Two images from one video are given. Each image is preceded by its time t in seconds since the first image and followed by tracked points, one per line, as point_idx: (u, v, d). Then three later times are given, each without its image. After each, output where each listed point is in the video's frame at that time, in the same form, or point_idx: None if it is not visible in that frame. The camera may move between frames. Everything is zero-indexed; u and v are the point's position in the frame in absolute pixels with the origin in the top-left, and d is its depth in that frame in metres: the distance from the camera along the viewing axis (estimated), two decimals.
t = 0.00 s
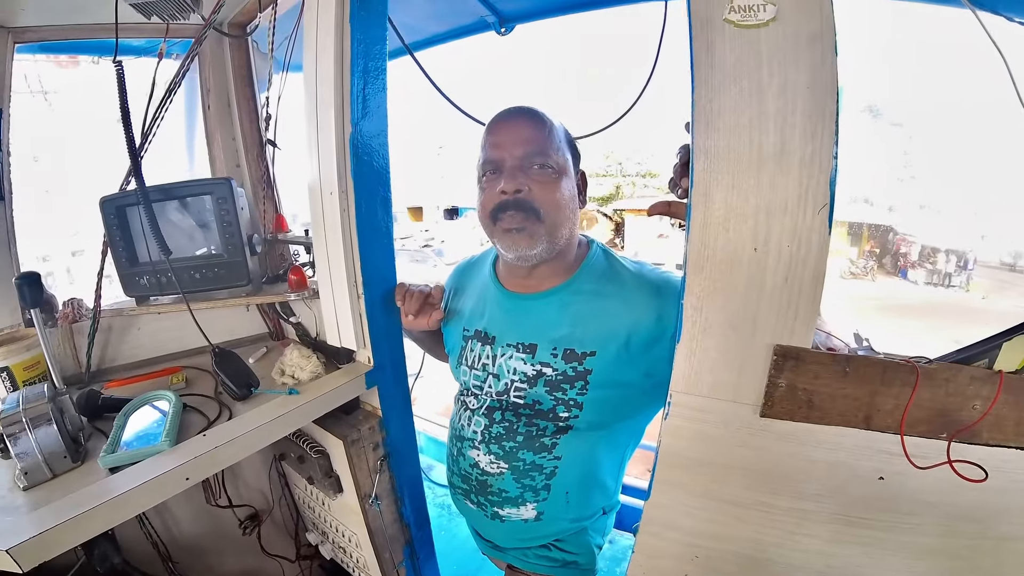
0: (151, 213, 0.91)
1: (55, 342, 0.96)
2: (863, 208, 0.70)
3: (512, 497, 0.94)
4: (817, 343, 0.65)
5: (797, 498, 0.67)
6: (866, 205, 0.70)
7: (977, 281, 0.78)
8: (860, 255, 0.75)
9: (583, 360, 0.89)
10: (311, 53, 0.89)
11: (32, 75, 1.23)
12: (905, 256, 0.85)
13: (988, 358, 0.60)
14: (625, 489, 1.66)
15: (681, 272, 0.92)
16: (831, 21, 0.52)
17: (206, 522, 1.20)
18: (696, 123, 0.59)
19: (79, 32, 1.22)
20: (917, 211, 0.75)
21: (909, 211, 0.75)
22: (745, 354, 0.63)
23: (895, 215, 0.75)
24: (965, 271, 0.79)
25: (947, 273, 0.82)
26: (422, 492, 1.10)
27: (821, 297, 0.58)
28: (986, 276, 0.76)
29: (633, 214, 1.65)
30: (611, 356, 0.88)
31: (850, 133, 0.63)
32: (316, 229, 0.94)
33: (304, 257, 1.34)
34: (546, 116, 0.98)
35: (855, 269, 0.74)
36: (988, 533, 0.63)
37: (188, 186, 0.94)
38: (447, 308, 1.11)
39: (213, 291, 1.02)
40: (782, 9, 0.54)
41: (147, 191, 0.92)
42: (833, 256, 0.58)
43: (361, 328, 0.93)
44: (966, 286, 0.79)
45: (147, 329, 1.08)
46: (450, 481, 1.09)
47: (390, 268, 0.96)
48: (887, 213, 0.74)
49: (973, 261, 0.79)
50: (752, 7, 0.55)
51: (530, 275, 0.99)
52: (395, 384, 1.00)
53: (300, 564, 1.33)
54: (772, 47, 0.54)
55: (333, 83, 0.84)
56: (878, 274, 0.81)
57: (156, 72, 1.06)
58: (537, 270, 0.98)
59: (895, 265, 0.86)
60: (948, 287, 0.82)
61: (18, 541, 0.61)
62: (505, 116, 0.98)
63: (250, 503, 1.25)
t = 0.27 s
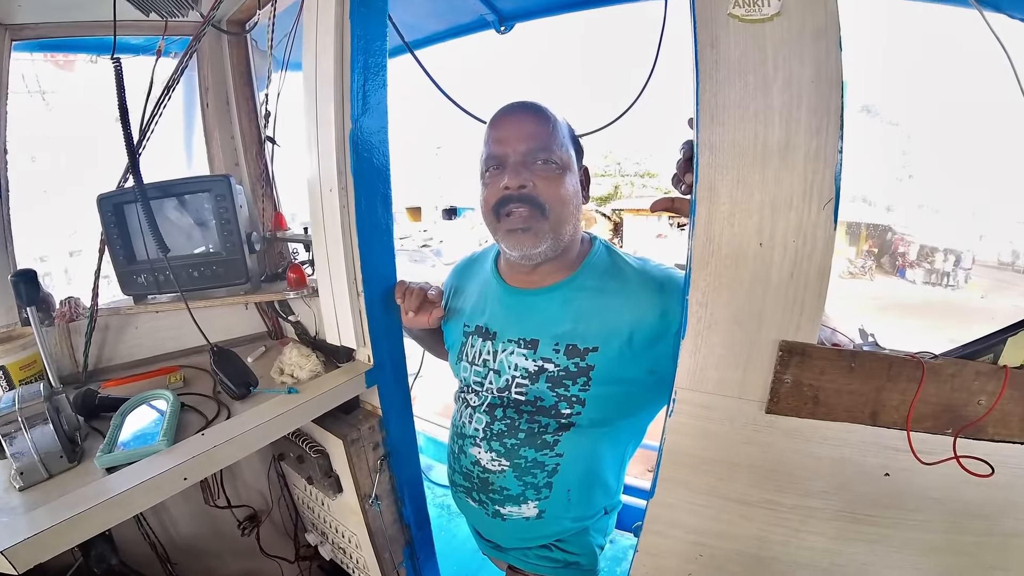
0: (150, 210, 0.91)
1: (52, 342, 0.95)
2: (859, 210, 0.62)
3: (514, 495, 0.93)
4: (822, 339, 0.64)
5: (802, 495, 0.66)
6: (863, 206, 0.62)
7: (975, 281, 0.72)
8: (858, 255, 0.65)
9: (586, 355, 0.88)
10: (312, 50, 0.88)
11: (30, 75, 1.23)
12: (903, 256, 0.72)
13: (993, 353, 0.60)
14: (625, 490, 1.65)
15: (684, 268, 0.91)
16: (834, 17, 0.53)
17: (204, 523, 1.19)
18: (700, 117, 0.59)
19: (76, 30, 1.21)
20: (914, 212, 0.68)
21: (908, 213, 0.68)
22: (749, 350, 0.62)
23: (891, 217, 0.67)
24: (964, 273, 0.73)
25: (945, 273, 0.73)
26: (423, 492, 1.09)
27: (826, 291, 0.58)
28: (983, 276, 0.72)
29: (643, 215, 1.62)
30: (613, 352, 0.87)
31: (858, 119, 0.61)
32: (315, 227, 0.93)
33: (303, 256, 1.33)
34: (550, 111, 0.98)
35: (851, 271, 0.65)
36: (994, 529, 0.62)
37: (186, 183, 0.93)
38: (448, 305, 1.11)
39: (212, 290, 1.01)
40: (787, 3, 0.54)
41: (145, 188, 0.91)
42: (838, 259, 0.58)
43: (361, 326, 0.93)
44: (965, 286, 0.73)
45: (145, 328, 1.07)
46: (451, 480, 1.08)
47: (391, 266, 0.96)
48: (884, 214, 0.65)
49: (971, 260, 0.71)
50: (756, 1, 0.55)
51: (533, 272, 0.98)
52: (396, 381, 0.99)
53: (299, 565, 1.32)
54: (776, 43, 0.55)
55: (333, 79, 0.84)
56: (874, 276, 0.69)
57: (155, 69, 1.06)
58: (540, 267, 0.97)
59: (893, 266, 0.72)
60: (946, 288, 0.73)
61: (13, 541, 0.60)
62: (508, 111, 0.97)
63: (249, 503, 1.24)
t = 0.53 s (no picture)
0: (151, 209, 0.91)
1: (52, 340, 0.95)
2: (860, 211, 0.62)
3: (517, 493, 0.93)
4: (825, 337, 0.64)
5: (804, 492, 0.67)
6: (863, 206, 0.62)
7: (974, 280, 0.75)
8: (859, 254, 0.66)
9: (589, 354, 0.88)
10: (314, 49, 0.88)
11: (29, 74, 1.21)
12: (904, 256, 0.78)
13: (994, 351, 0.61)
14: (626, 489, 1.65)
15: (687, 267, 0.92)
16: (837, 15, 0.53)
17: (205, 523, 1.19)
18: (705, 115, 0.59)
19: (77, 28, 1.21)
20: (915, 212, 0.72)
21: (909, 214, 0.72)
22: (752, 348, 0.63)
23: (892, 216, 0.69)
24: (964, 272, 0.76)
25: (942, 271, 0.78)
26: (425, 491, 1.09)
27: (828, 289, 0.58)
28: (982, 276, 0.74)
29: (644, 215, 1.64)
30: (617, 350, 0.87)
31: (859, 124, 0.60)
32: (317, 226, 0.93)
33: (304, 255, 1.33)
34: (554, 111, 0.98)
35: (853, 269, 0.66)
36: (995, 527, 0.63)
37: (187, 182, 0.93)
38: (450, 304, 1.11)
39: (214, 289, 1.02)
40: (790, 3, 0.55)
41: (147, 187, 0.91)
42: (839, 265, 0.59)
43: (363, 325, 0.93)
44: (964, 285, 0.76)
45: (146, 327, 1.07)
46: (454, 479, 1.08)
47: (393, 265, 0.96)
48: (886, 213, 0.68)
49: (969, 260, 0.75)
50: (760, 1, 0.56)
51: (536, 270, 0.98)
52: (398, 381, 0.99)
53: (300, 564, 1.32)
54: (780, 42, 0.55)
55: (336, 78, 0.84)
56: (874, 275, 0.72)
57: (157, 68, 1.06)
58: (543, 266, 0.98)
59: (894, 265, 0.77)
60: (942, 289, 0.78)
61: (14, 541, 0.60)
62: (512, 110, 0.97)
63: (250, 502, 1.24)
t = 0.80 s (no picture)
0: (152, 210, 0.91)
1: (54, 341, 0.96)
2: (859, 210, 0.63)
3: (517, 493, 0.94)
4: (821, 338, 0.65)
5: (801, 492, 0.67)
6: (862, 205, 0.63)
7: (974, 281, 0.73)
8: (857, 256, 0.65)
9: (588, 355, 0.89)
10: (314, 50, 0.89)
11: (29, 75, 1.21)
12: (903, 256, 0.73)
13: (990, 352, 0.60)
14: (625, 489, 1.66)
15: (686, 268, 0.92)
16: (835, 17, 0.53)
17: (206, 522, 1.20)
18: (703, 118, 0.59)
19: (78, 29, 1.21)
20: (914, 211, 0.70)
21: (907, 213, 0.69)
22: (750, 349, 0.63)
23: (892, 217, 0.68)
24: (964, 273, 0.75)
25: (940, 271, 0.74)
26: (425, 491, 1.09)
27: (825, 290, 0.58)
28: (982, 276, 0.72)
29: (643, 214, 1.65)
30: (616, 351, 0.88)
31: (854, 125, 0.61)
32: (318, 226, 0.94)
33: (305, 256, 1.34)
34: (553, 113, 0.98)
35: (850, 271, 0.65)
36: (991, 527, 0.63)
37: (188, 183, 0.93)
38: (450, 305, 1.11)
39: (214, 290, 1.02)
40: (787, 6, 0.55)
41: (148, 188, 0.91)
42: (836, 269, 0.59)
43: (363, 326, 0.93)
44: (963, 285, 0.73)
45: (147, 327, 1.07)
46: (454, 478, 1.09)
47: (393, 266, 0.96)
48: (885, 214, 0.66)
49: (968, 260, 0.72)
50: (758, 5, 0.56)
51: (535, 271, 0.99)
52: (399, 381, 1.00)
53: (301, 563, 1.32)
54: (778, 44, 0.55)
55: (336, 79, 0.84)
56: (874, 276, 0.69)
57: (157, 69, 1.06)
58: (542, 267, 0.98)
59: (894, 265, 0.73)
60: (942, 289, 0.74)
61: (18, 540, 0.61)
62: (512, 112, 0.98)
63: (252, 501, 1.25)
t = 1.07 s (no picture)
0: (154, 212, 0.91)
1: (56, 343, 0.96)
2: (860, 210, 0.63)
3: (519, 494, 0.94)
4: (821, 343, 0.65)
5: (800, 494, 0.68)
6: (862, 205, 0.63)
7: (975, 280, 0.82)
8: (857, 256, 0.68)
9: (590, 359, 0.89)
10: (316, 53, 0.89)
11: (31, 75, 1.22)
12: (904, 255, 0.82)
13: (988, 357, 0.61)
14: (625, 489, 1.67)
15: (687, 271, 0.93)
16: (838, 25, 0.54)
17: (208, 522, 1.20)
18: (705, 124, 0.60)
19: (79, 30, 1.21)
20: (914, 211, 0.74)
21: (907, 213, 0.73)
22: (751, 354, 0.64)
23: (891, 216, 0.69)
24: (963, 272, 0.83)
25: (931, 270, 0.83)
26: (427, 492, 1.10)
27: (826, 295, 0.59)
28: (983, 276, 0.82)
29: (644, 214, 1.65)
30: (617, 355, 0.88)
31: (858, 125, 0.62)
32: (320, 229, 0.94)
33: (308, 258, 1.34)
34: (555, 117, 0.98)
35: (851, 270, 0.68)
36: (988, 528, 0.64)
37: (191, 186, 0.93)
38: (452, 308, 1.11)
39: (216, 292, 1.02)
40: (790, 15, 0.56)
41: (150, 191, 0.91)
42: (837, 267, 0.59)
43: (366, 328, 0.93)
44: (964, 284, 0.83)
45: (149, 329, 1.08)
46: (456, 479, 1.09)
47: (395, 268, 0.97)
48: (885, 213, 0.68)
49: (968, 261, 0.82)
50: (760, 13, 0.57)
51: (538, 274, 0.99)
52: (401, 383, 1.00)
53: (302, 564, 1.31)
54: (780, 52, 0.56)
55: (339, 82, 0.84)
56: (875, 274, 0.75)
57: (159, 71, 1.06)
58: (544, 270, 0.98)
59: (895, 265, 0.81)
60: (942, 288, 0.84)
61: (24, 544, 0.61)
62: (514, 116, 0.98)
63: (253, 503, 1.24)
